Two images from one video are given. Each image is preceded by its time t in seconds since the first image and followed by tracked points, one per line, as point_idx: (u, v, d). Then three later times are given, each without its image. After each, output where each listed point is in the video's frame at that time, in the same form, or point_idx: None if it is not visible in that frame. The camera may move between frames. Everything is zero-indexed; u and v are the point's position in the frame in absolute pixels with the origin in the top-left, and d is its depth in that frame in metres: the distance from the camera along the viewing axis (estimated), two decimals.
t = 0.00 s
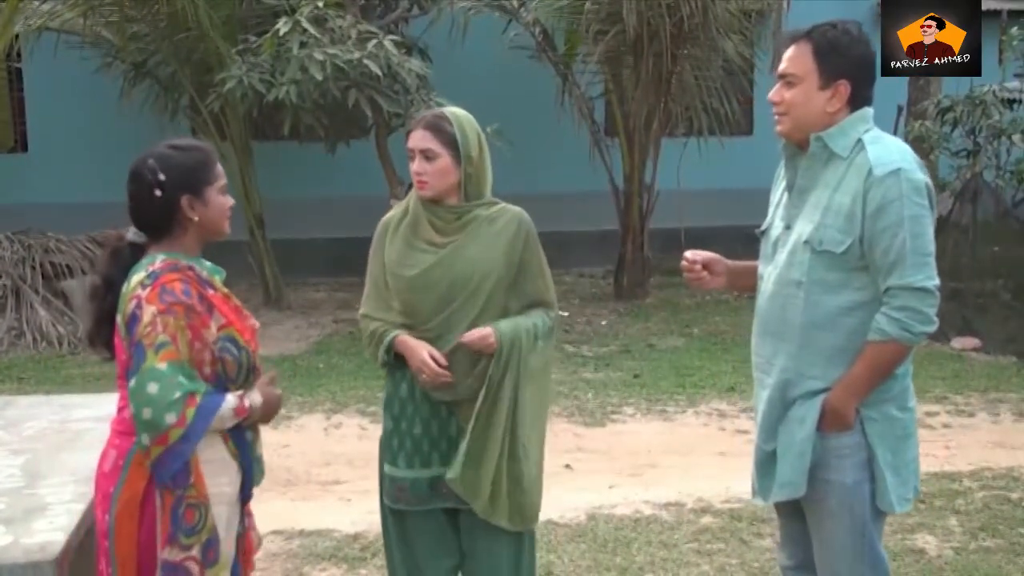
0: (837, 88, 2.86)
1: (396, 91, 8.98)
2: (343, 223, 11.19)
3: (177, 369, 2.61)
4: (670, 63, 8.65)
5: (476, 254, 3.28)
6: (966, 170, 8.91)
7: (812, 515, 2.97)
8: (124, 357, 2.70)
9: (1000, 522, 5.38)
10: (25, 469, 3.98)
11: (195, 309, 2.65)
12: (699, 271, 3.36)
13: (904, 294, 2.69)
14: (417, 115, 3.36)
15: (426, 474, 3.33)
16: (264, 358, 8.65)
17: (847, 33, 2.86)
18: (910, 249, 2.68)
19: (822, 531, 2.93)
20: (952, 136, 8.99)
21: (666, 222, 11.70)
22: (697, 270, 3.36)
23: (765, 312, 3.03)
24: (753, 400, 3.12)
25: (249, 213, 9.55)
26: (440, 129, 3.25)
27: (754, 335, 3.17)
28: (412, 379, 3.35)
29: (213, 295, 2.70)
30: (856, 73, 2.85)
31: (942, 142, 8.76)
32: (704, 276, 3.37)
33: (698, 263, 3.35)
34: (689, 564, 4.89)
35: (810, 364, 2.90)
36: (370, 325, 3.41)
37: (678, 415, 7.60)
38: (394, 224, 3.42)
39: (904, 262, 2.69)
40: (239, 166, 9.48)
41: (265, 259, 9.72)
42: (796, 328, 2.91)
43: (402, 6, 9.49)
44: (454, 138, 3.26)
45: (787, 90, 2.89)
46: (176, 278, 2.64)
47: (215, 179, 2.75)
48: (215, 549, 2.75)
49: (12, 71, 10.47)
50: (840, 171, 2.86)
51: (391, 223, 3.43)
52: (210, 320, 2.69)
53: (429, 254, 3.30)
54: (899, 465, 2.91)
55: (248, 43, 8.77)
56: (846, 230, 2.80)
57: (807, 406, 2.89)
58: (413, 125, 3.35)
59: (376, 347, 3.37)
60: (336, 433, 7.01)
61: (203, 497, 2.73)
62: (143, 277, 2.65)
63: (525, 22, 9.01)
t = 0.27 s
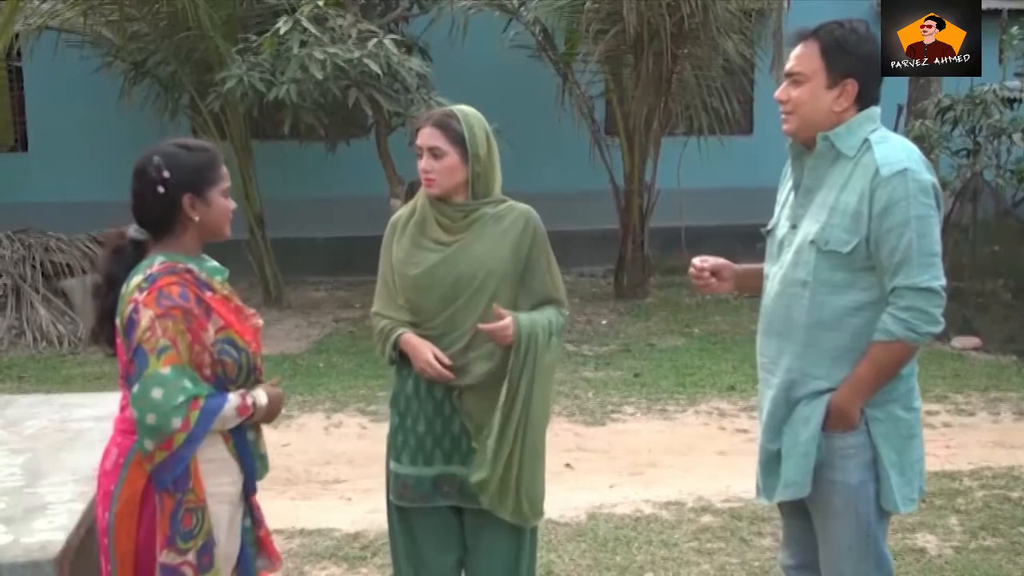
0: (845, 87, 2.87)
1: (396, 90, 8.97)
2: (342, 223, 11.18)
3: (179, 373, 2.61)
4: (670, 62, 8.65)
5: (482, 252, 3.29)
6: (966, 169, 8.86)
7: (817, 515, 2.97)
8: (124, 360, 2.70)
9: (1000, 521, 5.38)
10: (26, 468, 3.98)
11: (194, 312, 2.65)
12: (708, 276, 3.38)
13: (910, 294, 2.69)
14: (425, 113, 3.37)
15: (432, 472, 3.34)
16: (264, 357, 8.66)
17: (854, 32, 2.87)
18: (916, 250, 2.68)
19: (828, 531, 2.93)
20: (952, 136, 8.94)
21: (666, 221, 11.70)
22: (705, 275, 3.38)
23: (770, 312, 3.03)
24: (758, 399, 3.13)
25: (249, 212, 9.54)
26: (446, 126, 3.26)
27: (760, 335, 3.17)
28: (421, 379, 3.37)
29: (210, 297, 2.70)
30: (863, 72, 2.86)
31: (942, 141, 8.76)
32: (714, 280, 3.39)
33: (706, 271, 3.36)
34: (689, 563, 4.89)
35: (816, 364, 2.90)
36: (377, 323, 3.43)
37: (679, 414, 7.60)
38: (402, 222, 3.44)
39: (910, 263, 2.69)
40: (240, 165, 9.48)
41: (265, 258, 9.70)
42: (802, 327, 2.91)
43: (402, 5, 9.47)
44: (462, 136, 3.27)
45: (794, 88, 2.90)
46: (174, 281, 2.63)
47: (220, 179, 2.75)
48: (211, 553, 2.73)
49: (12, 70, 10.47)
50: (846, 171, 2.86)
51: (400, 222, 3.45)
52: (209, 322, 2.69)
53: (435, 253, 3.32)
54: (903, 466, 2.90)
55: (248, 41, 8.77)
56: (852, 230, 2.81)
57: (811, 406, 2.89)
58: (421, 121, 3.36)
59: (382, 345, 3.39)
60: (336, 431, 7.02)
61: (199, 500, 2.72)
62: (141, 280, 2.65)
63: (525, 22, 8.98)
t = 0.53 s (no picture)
0: (850, 86, 2.86)
1: (396, 90, 8.97)
2: (341, 223, 11.17)
3: (181, 369, 2.61)
4: (670, 61, 8.65)
5: (490, 249, 3.30)
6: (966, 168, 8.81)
7: (821, 515, 2.98)
8: (125, 360, 2.69)
9: (1000, 520, 5.38)
10: (26, 468, 3.97)
11: (193, 309, 2.64)
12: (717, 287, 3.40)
13: (915, 294, 2.70)
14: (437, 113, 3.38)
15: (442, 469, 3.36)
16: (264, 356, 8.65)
17: (859, 31, 2.86)
18: (921, 250, 2.69)
19: (832, 531, 2.94)
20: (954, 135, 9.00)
21: (666, 220, 11.70)
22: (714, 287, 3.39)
23: (773, 312, 3.03)
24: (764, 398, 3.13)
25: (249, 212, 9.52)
26: (456, 125, 3.27)
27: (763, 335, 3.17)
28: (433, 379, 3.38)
29: (209, 294, 2.69)
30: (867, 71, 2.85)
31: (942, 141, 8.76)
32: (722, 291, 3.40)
33: (710, 280, 3.37)
34: (689, 563, 4.89)
35: (820, 364, 2.90)
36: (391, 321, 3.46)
37: (679, 414, 7.60)
38: (415, 220, 3.46)
39: (915, 262, 2.70)
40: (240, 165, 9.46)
41: (265, 258, 9.68)
42: (805, 328, 2.91)
43: (402, 4, 9.46)
44: (471, 136, 3.26)
45: (799, 87, 2.90)
46: (171, 279, 2.62)
47: (224, 180, 2.76)
48: (210, 551, 2.77)
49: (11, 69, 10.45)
50: (851, 171, 2.86)
51: (412, 220, 3.47)
52: (208, 318, 2.68)
53: (445, 250, 3.33)
54: (906, 467, 2.90)
55: (248, 41, 8.76)
56: (857, 230, 2.81)
57: (815, 406, 2.90)
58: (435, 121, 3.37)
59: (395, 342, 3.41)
60: (336, 431, 7.02)
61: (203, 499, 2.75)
62: (138, 279, 2.64)
63: (525, 21, 8.97)
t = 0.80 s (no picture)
0: (852, 85, 2.87)
1: (396, 89, 8.98)
2: (341, 223, 11.16)
3: (177, 366, 2.61)
4: (670, 61, 8.66)
5: (499, 249, 3.30)
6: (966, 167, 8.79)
7: (822, 514, 2.97)
8: (125, 356, 2.70)
9: (999, 519, 5.39)
10: (25, 467, 3.97)
11: (195, 307, 2.64)
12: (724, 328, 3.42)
13: (916, 295, 2.70)
14: (446, 113, 3.38)
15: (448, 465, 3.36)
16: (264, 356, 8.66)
17: (862, 30, 2.87)
18: (923, 250, 2.69)
19: (833, 529, 2.93)
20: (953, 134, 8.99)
21: (666, 220, 11.71)
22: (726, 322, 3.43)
23: (776, 311, 3.04)
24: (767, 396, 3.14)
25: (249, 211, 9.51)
26: (467, 125, 3.27)
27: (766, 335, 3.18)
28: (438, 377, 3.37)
29: (213, 293, 2.69)
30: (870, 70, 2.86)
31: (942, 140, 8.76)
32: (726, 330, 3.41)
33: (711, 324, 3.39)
34: (690, 562, 4.89)
35: (822, 364, 2.90)
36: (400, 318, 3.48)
37: (679, 413, 7.61)
38: (424, 218, 3.48)
39: (917, 263, 2.69)
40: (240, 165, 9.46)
41: (265, 257, 9.67)
42: (808, 328, 2.92)
43: (402, 4, 9.45)
44: (480, 136, 3.26)
45: (801, 86, 2.90)
46: (176, 276, 2.63)
47: (224, 180, 2.76)
48: (213, 548, 2.75)
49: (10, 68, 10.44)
50: (853, 171, 2.87)
51: (421, 218, 3.48)
52: (211, 318, 2.68)
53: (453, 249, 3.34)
54: (907, 466, 2.90)
55: (249, 40, 8.77)
56: (858, 230, 2.81)
57: (816, 406, 2.90)
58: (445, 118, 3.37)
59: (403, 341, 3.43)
60: (336, 431, 7.02)
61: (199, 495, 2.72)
62: (143, 276, 2.65)
63: (525, 20, 8.96)
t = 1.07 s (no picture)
0: (853, 83, 2.87)
1: (396, 89, 8.98)
2: (340, 222, 11.16)
3: (149, 366, 2.58)
4: (670, 60, 8.66)
5: (501, 249, 3.30)
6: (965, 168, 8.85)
7: (823, 514, 2.97)
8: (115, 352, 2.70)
9: (999, 519, 5.39)
10: (25, 467, 3.97)
11: (175, 308, 2.60)
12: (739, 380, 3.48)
13: (917, 295, 2.69)
14: (452, 113, 3.37)
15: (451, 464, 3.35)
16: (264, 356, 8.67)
17: (863, 29, 2.88)
18: (924, 250, 2.68)
19: (834, 528, 2.93)
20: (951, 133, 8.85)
21: (666, 219, 11.70)
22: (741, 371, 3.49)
23: (777, 312, 3.04)
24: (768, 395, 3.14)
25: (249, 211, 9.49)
26: (474, 124, 3.27)
27: (768, 335, 3.18)
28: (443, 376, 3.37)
29: (197, 295, 2.64)
30: (870, 68, 2.87)
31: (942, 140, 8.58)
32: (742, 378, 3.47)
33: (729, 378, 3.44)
34: (688, 562, 4.89)
35: (823, 364, 2.90)
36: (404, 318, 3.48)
37: (679, 413, 7.61)
38: (430, 217, 3.48)
39: (917, 262, 2.69)
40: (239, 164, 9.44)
41: (265, 256, 9.66)
42: (809, 328, 2.92)
43: (401, 3, 9.44)
44: (489, 135, 3.26)
45: (802, 85, 2.91)
46: (160, 275, 2.60)
47: (225, 179, 2.74)
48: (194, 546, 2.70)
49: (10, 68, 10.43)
50: (854, 171, 2.87)
51: (427, 218, 3.48)
52: (192, 320, 2.63)
53: (457, 248, 3.34)
54: (908, 467, 2.90)
55: (248, 40, 8.76)
56: (859, 231, 2.81)
57: (817, 406, 2.90)
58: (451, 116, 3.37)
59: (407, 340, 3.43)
60: (336, 430, 7.02)
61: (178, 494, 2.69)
62: (134, 272, 2.63)
63: (525, 20, 8.95)
